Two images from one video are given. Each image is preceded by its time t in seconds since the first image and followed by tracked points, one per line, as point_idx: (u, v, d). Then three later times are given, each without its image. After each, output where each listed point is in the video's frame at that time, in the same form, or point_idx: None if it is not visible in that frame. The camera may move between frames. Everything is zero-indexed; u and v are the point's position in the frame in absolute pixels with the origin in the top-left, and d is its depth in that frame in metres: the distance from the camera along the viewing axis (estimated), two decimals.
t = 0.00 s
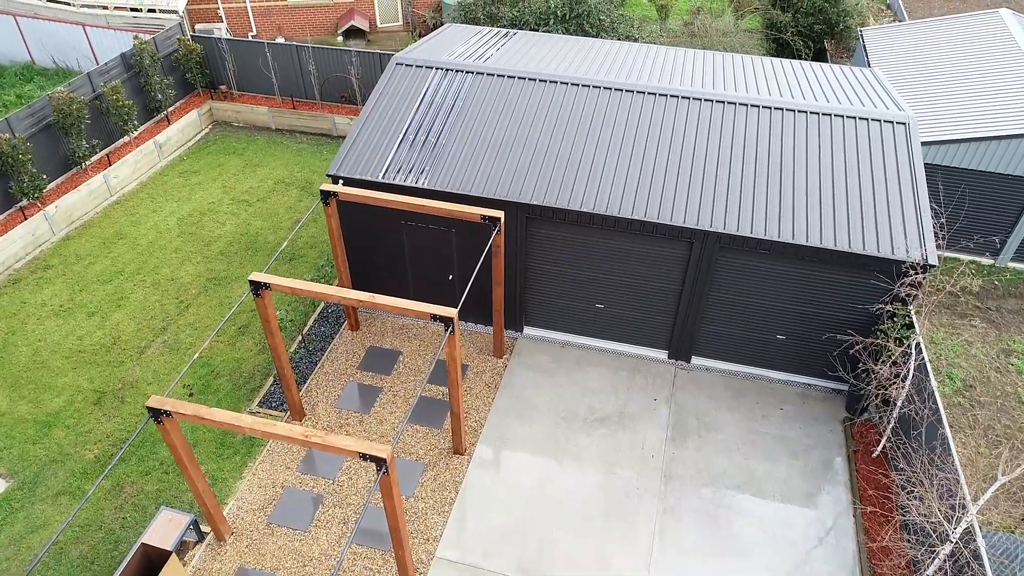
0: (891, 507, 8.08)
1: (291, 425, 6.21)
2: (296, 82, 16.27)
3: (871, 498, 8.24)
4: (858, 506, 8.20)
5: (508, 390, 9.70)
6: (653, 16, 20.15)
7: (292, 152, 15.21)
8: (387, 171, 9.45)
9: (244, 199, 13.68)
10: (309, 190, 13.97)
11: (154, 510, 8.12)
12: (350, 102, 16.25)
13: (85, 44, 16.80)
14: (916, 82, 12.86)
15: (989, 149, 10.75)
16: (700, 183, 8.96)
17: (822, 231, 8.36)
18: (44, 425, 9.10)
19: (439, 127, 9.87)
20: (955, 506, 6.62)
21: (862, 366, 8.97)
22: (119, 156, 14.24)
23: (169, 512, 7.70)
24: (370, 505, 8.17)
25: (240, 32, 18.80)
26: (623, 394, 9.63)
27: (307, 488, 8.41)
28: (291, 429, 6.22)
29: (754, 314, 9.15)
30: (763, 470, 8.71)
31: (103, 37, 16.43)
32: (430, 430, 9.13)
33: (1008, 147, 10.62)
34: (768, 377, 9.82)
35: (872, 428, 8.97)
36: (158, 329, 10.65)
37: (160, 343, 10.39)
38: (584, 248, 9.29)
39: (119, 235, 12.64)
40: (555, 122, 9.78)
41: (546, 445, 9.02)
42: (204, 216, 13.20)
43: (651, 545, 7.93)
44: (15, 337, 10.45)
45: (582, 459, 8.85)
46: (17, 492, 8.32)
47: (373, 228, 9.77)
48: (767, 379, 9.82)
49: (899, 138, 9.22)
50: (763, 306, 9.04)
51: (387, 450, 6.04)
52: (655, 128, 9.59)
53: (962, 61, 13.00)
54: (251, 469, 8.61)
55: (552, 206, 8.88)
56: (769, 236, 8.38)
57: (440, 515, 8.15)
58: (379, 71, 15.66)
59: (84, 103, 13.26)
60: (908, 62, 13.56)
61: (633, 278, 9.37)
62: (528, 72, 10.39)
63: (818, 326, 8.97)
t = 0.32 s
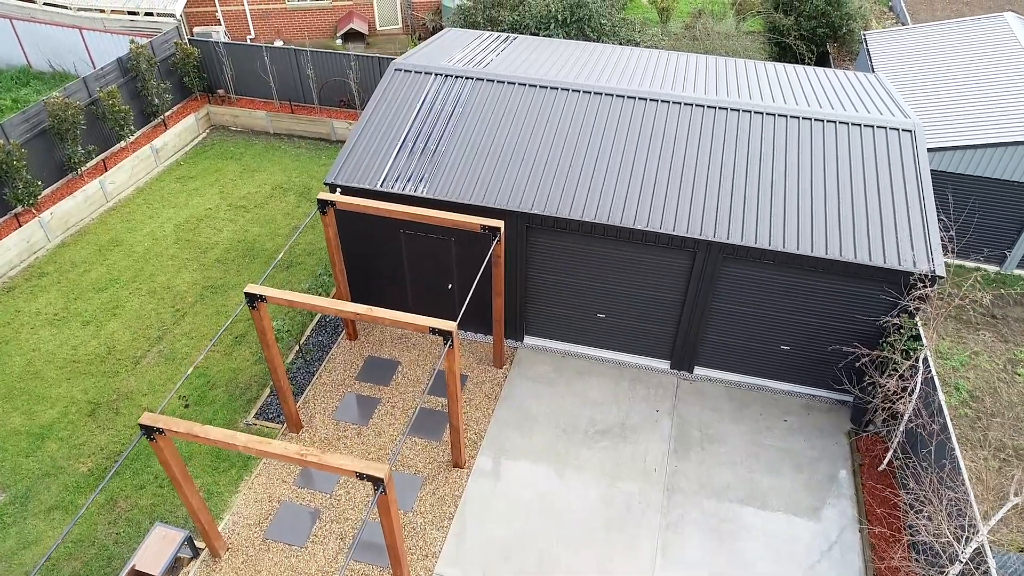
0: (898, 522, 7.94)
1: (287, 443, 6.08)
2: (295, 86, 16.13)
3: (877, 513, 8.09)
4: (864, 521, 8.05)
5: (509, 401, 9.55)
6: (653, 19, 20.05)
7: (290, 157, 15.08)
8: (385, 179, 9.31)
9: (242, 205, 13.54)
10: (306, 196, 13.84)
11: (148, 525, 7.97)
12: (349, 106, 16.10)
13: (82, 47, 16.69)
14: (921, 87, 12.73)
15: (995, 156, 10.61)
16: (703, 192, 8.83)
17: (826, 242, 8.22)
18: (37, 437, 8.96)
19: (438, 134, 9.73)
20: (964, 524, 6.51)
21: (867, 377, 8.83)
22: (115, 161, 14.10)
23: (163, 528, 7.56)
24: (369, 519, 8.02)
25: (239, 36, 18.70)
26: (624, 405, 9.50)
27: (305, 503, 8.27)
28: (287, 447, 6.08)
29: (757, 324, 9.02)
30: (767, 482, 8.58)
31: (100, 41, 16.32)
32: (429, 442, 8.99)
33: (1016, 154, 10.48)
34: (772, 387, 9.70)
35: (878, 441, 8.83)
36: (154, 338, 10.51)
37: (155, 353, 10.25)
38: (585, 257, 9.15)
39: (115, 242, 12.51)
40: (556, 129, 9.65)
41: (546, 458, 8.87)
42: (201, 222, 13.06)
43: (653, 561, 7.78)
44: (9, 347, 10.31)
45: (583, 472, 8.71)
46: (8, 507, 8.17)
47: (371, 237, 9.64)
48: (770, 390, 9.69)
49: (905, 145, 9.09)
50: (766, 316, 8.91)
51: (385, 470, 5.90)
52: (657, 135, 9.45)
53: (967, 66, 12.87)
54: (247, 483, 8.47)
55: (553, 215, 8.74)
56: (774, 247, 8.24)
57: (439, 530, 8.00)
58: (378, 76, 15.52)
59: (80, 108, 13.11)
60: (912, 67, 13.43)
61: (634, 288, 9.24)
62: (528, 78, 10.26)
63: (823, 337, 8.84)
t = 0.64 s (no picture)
0: (903, 532, 7.83)
1: (281, 458, 5.96)
2: (293, 87, 16.00)
3: (882, 525, 7.98)
4: (869, 532, 7.94)
5: (508, 409, 9.43)
6: (654, 18, 19.91)
7: (288, 159, 14.95)
8: (383, 184, 9.17)
9: (239, 207, 13.40)
10: (304, 199, 13.70)
11: (141, 537, 7.85)
12: (347, 107, 15.97)
13: (77, 48, 16.54)
14: (926, 87, 12.61)
15: (1003, 158, 10.47)
16: (706, 197, 8.69)
17: (831, 248, 8.08)
18: (30, 446, 8.83)
19: (437, 138, 9.59)
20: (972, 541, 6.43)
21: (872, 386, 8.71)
22: (111, 163, 13.97)
23: (158, 540, 7.41)
24: (366, 530, 7.89)
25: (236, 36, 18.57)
26: (625, 413, 9.37)
27: (301, 513, 8.16)
28: (281, 463, 5.96)
29: (761, 331, 8.89)
30: (770, 492, 8.46)
31: (95, 41, 16.17)
32: (427, 451, 8.87)
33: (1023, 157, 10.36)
34: (774, 395, 9.58)
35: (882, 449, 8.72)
36: (149, 344, 10.37)
37: (150, 360, 10.12)
38: (586, 263, 9.02)
39: (110, 245, 12.37)
40: (556, 132, 9.51)
41: (546, 467, 8.75)
42: (198, 225, 12.92)
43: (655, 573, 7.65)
44: (2, 353, 10.17)
45: (583, 482, 8.59)
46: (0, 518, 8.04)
47: (369, 242, 9.51)
48: (773, 397, 9.57)
49: (910, 150, 8.96)
50: (769, 323, 8.79)
51: (381, 487, 5.78)
52: (659, 138, 9.31)
53: (973, 67, 12.74)
54: (242, 493, 8.35)
55: (553, 221, 8.61)
56: (778, 253, 8.10)
57: (437, 541, 7.87)
58: (376, 76, 15.37)
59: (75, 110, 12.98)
60: (917, 67, 13.30)
61: (636, 294, 9.11)
62: (528, 81, 10.12)
63: (827, 344, 8.72)
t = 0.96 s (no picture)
0: (908, 540, 7.73)
1: (277, 471, 5.82)
2: (290, 85, 15.82)
3: (887, 533, 7.86)
4: (874, 540, 7.82)
5: (508, 414, 9.31)
6: (656, 13, 19.69)
7: (286, 157, 14.78)
8: (382, 187, 9.02)
9: (236, 207, 13.26)
10: (302, 198, 13.55)
11: (137, 546, 7.74)
12: (345, 104, 15.80)
13: (72, 44, 16.35)
14: (932, 85, 12.43)
15: (1012, 158, 10.30)
16: (709, 200, 8.55)
17: (837, 253, 7.94)
18: (24, 451, 8.71)
19: (436, 139, 9.45)
20: (980, 553, 6.36)
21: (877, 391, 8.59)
22: (107, 161, 13.81)
23: (151, 549, 7.17)
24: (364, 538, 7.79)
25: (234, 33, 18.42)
26: (627, 419, 9.25)
27: (298, 520, 8.05)
28: (277, 475, 5.83)
29: (764, 336, 8.77)
30: (773, 499, 8.36)
31: (91, 37, 15.98)
32: (426, 457, 8.76)
33: None
34: (778, 399, 9.47)
35: (888, 455, 8.62)
36: (145, 347, 10.24)
37: (146, 363, 9.99)
38: (587, 267, 8.89)
39: (106, 245, 12.23)
40: (557, 133, 9.36)
41: (547, 474, 8.64)
42: (195, 225, 12.77)
43: None
44: None
45: (585, 489, 8.47)
46: None
47: (367, 245, 9.38)
48: (776, 401, 9.46)
49: (917, 151, 8.80)
50: (773, 328, 8.66)
51: (378, 501, 5.65)
52: (662, 139, 9.16)
53: (979, 64, 12.57)
54: (239, 500, 8.24)
55: (554, 224, 8.47)
56: (783, 258, 7.97)
57: (437, 550, 7.76)
58: (375, 74, 15.19)
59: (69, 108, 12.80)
60: (923, 64, 13.12)
61: (638, 298, 8.98)
62: (528, 80, 9.96)
63: (832, 349, 8.60)
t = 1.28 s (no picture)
0: (912, 552, 7.63)
1: (268, 488, 5.69)
2: (286, 83, 15.64)
3: (892, 544, 7.75)
4: (878, 551, 7.70)
5: (506, 421, 9.17)
6: (657, 9, 19.45)
7: (282, 157, 14.61)
8: (377, 191, 8.85)
9: (232, 207, 13.10)
10: (298, 198, 13.39)
11: (128, 557, 7.62)
12: (342, 103, 15.62)
13: (66, 41, 16.14)
14: (937, 83, 12.26)
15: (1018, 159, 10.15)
16: (711, 204, 8.38)
17: (841, 259, 7.78)
18: (14, 460, 8.59)
19: (432, 141, 9.27)
20: (987, 571, 6.27)
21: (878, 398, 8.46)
22: (100, 161, 13.64)
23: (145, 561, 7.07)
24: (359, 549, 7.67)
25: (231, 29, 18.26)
26: (626, 425, 9.12)
27: (293, 531, 7.92)
28: (268, 491, 5.69)
29: (766, 342, 8.62)
30: (775, 507, 8.23)
31: (84, 34, 15.76)
32: (423, 465, 8.63)
33: None
34: (780, 405, 9.34)
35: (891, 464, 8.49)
36: (138, 352, 10.10)
37: (139, 369, 9.85)
38: (586, 273, 8.74)
39: (99, 247, 12.07)
40: (556, 135, 9.19)
41: (545, 483, 8.50)
42: (190, 227, 12.61)
43: None
44: None
45: (584, 498, 8.35)
46: None
47: (362, 249, 9.24)
48: (778, 408, 9.33)
49: (922, 153, 8.63)
50: (775, 334, 8.51)
51: (372, 518, 5.52)
52: (663, 141, 8.99)
53: (984, 63, 12.39)
54: (233, 511, 8.12)
55: (552, 228, 8.31)
56: (786, 264, 7.80)
57: (433, 561, 7.63)
58: (372, 71, 15.01)
59: (61, 108, 12.62)
60: (927, 62, 12.94)
61: (637, 303, 8.83)
62: (526, 80, 9.79)
63: (834, 356, 8.46)
